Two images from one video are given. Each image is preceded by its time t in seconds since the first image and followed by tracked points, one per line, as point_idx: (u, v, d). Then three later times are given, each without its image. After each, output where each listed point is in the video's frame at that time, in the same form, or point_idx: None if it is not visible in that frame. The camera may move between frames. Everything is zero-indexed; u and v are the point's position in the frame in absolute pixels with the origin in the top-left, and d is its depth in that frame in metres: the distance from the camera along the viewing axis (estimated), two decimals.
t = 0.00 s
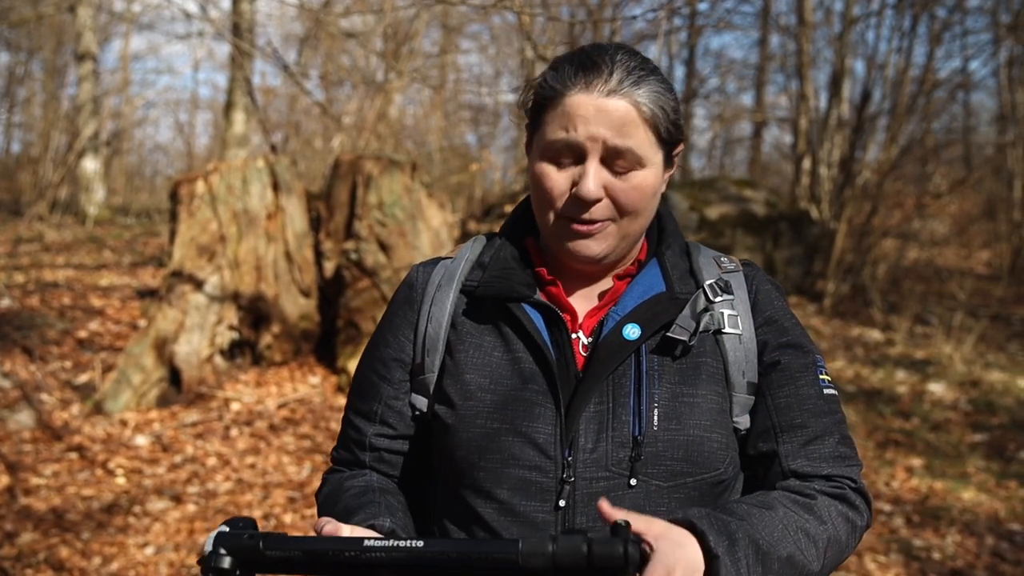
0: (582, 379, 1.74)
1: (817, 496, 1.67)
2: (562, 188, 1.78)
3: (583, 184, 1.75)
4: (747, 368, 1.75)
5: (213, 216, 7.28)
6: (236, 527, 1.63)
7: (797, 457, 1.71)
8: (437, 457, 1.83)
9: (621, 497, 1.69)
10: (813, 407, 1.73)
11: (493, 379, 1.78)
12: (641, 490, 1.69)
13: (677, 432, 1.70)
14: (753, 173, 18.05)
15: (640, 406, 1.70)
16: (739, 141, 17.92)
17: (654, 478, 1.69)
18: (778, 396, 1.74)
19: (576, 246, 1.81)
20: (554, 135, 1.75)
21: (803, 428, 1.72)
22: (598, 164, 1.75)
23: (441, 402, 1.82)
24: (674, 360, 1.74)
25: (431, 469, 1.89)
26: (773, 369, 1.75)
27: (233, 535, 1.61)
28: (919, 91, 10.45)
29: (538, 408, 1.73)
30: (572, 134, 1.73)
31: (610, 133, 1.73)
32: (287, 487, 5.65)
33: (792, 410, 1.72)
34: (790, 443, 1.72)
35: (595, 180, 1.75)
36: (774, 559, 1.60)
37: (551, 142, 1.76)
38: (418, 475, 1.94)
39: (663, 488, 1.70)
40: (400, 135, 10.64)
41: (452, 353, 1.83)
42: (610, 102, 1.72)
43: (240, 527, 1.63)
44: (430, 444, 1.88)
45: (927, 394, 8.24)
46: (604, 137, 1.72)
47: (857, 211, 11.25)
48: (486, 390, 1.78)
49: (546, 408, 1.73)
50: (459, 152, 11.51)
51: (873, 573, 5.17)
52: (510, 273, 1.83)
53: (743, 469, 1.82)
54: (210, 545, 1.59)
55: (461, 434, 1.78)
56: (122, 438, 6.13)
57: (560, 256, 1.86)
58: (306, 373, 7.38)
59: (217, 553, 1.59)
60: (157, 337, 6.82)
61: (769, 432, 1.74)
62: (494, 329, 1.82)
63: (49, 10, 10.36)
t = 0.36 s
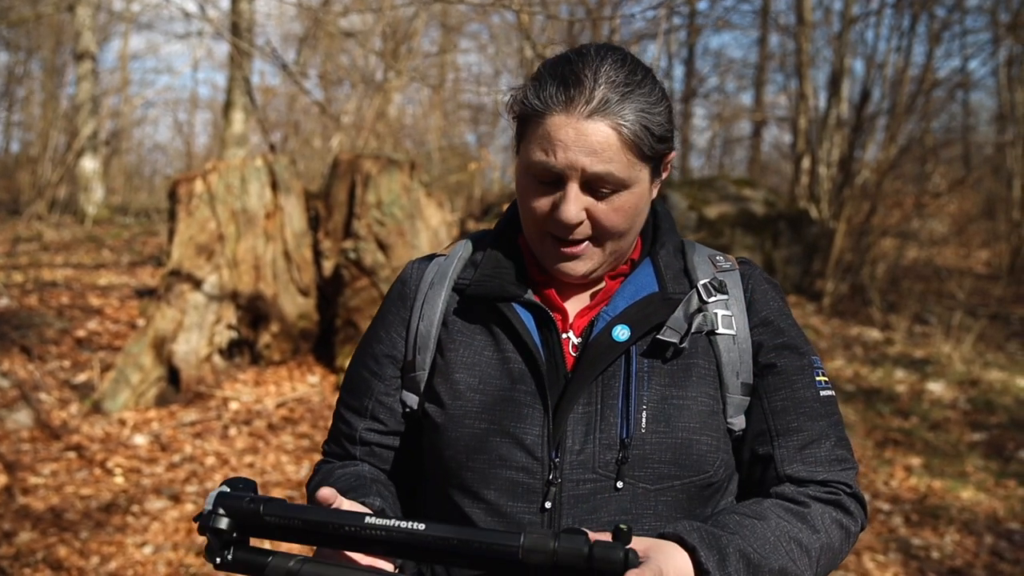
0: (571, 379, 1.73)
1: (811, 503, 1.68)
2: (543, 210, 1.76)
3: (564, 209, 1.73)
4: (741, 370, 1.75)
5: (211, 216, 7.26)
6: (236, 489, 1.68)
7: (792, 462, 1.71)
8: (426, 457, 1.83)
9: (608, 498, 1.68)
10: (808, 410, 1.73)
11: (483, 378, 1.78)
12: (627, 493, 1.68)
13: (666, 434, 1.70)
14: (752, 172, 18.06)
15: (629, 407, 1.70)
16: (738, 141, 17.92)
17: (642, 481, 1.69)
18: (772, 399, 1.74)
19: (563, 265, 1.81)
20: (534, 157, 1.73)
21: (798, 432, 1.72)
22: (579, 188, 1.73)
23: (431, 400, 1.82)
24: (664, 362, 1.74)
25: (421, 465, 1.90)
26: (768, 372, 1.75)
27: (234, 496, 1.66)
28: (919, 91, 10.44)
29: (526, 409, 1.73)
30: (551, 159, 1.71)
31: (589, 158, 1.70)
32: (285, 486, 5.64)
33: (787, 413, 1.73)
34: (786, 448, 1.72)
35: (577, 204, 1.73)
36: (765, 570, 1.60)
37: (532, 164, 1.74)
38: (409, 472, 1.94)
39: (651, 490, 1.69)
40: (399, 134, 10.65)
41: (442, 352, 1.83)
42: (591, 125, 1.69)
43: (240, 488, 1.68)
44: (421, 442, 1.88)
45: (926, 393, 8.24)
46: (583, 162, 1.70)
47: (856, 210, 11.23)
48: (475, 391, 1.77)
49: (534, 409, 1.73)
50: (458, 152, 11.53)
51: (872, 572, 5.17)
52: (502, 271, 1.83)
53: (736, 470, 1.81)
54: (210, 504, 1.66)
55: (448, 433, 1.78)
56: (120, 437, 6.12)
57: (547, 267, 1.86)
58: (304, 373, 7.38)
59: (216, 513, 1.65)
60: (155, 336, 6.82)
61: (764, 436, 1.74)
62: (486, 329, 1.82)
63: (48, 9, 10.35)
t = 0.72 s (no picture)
0: (565, 376, 1.73)
1: (806, 499, 1.67)
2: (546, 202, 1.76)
3: (567, 198, 1.72)
4: (738, 367, 1.75)
5: (209, 214, 7.23)
6: (212, 504, 1.69)
7: (788, 459, 1.70)
8: (420, 454, 1.83)
9: (601, 496, 1.68)
10: (806, 407, 1.72)
11: (476, 375, 1.78)
12: (621, 490, 1.68)
13: (661, 432, 1.69)
14: (751, 171, 18.07)
15: (623, 404, 1.70)
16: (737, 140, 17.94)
17: (636, 478, 1.68)
18: (769, 396, 1.73)
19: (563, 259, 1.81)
20: (536, 145, 1.73)
21: (795, 430, 1.71)
22: (582, 175, 1.73)
23: (424, 398, 1.82)
24: (659, 359, 1.74)
25: (415, 461, 1.90)
26: (764, 369, 1.74)
27: (209, 512, 1.66)
28: (918, 90, 10.43)
29: (519, 406, 1.73)
30: (555, 145, 1.71)
31: (594, 143, 1.70)
32: (283, 486, 5.64)
33: (784, 410, 1.72)
34: (782, 445, 1.71)
35: (580, 192, 1.72)
36: (756, 564, 1.59)
37: (535, 154, 1.74)
38: (404, 470, 1.94)
39: (645, 487, 1.68)
40: (398, 133, 10.65)
41: (436, 349, 1.83)
42: (595, 112, 1.70)
43: (216, 504, 1.69)
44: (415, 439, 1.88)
45: (925, 392, 8.24)
46: (588, 147, 1.70)
47: (855, 209, 11.22)
48: (468, 388, 1.77)
49: (527, 407, 1.72)
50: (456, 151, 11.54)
51: (871, 571, 5.17)
52: (497, 268, 1.83)
53: (733, 468, 1.81)
54: (187, 520, 1.66)
55: (441, 430, 1.78)
56: (118, 436, 6.12)
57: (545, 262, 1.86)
58: (302, 372, 7.38)
59: (194, 530, 1.65)
60: (153, 335, 6.82)
61: (761, 433, 1.74)
62: (480, 326, 1.82)
63: (46, 9, 10.35)
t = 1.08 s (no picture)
0: (560, 374, 1.73)
1: (801, 490, 1.66)
2: (542, 203, 1.76)
3: (562, 198, 1.73)
4: (732, 363, 1.75)
5: (208, 213, 7.23)
6: (211, 498, 1.70)
7: (784, 453, 1.70)
8: (417, 454, 1.83)
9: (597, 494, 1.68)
10: (801, 401, 1.71)
11: (472, 374, 1.78)
12: (618, 487, 1.68)
13: (656, 428, 1.69)
14: (749, 171, 18.09)
15: (618, 401, 1.70)
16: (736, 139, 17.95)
17: (632, 476, 1.68)
18: (764, 391, 1.73)
19: (559, 256, 1.80)
20: (530, 148, 1.73)
21: (791, 424, 1.71)
22: (577, 176, 1.72)
23: (420, 399, 1.82)
24: (654, 355, 1.74)
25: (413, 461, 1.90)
26: (759, 365, 1.74)
27: (207, 504, 1.67)
28: (917, 89, 10.42)
29: (515, 405, 1.72)
30: (548, 148, 1.71)
31: (587, 146, 1.70)
32: (282, 485, 5.64)
33: (780, 405, 1.72)
34: (778, 439, 1.71)
35: (575, 194, 1.73)
36: (753, 556, 1.59)
37: (529, 155, 1.73)
38: (402, 472, 1.94)
39: (641, 485, 1.68)
40: (397, 133, 10.66)
41: (431, 350, 1.83)
42: (587, 113, 1.70)
43: (214, 496, 1.71)
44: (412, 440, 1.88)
45: (924, 391, 8.25)
46: (582, 150, 1.70)
47: (854, 208, 11.21)
48: (464, 387, 1.77)
49: (523, 404, 1.72)
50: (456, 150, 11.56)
51: (870, 570, 5.17)
52: (490, 269, 1.84)
53: (731, 464, 1.80)
54: (185, 514, 1.68)
55: (438, 429, 1.78)
56: (117, 435, 6.12)
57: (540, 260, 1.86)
58: (301, 371, 7.38)
59: (193, 521, 1.66)
60: (152, 334, 6.82)
61: (757, 428, 1.74)
62: (475, 326, 1.82)
63: (46, 8, 10.34)
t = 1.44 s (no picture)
0: (563, 373, 1.73)
1: (802, 491, 1.67)
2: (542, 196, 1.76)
3: (561, 190, 1.73)
4: (735, 362, 1.75)
5: (208, 213, 7.23)
6: (218, 491, 1.71)
7: (786, 453, 1.70)
8: (419, 453, 1.83)
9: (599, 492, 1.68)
10: (802, 401, 1.72)
11: (475, 374, 1.78)
12: (620, 486, 1.68)
13: (658, 428, 1.69)
14: (749, 170, 18.09)
15: (620, 400, 1.70)
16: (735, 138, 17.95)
17: (635, 475, 1.68)
18: (766, 391, 1.73)
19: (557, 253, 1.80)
20: (531, 140, 1.73)
21: (792, 424, 1.71)
22: (577, 169, 1.73)
23: (423, 398, 1.83)
24: (656, 355, 1.74)
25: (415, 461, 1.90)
26: (761, 364, 1.75)
27: (215, 497, 1.68)
28: (916, 88, 10.42)
29: (518, 404, 1.73)
30: (551, 141, 1.71)
31: (588, 139, 1.71)
32: (281, 484, 5.64)
33: (782, 404, 1.72)
34: (780, 439, 1.71)
35: (574, 186, 1.73)
36: (755, 556, 1.59)
37: (531, 148, 1.74)
38: (403, 470, 1.95)
39: (644, 483, 1.68)
40: (396, 132, 10.66)
41: (433, 348, 1.84)
42: (590, 107, 1.71)
43: (222, 490, 1.71)
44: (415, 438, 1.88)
45: (923, 390, 8.26)
46: (582, 143, 1.70)
47: (853, 207, 11.21)
48: (467, 386, 1.77)
49: (526, 403, 1.73)
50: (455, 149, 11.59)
51: (869, 570, 5.18)
52: (493, 268, 1.84)
53: (732, 464, 1.81)
54: (193, 506, 1.68)
55: (440, 428, 1.78)
56: (117, 434, 6.12)
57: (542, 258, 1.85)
58: (300, 370, 7.38)
59: (200, 514, 1.67)
60: (152, 333, 6.83)
61: (758, 427, 1.74)
62: (478, 325, 1.82)
63: (45, 7, 10.33)
